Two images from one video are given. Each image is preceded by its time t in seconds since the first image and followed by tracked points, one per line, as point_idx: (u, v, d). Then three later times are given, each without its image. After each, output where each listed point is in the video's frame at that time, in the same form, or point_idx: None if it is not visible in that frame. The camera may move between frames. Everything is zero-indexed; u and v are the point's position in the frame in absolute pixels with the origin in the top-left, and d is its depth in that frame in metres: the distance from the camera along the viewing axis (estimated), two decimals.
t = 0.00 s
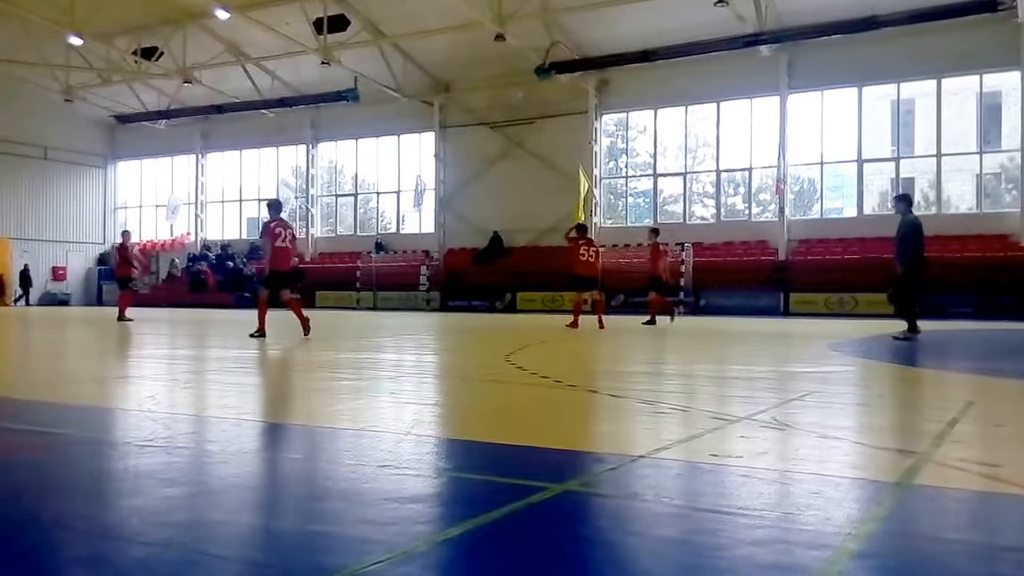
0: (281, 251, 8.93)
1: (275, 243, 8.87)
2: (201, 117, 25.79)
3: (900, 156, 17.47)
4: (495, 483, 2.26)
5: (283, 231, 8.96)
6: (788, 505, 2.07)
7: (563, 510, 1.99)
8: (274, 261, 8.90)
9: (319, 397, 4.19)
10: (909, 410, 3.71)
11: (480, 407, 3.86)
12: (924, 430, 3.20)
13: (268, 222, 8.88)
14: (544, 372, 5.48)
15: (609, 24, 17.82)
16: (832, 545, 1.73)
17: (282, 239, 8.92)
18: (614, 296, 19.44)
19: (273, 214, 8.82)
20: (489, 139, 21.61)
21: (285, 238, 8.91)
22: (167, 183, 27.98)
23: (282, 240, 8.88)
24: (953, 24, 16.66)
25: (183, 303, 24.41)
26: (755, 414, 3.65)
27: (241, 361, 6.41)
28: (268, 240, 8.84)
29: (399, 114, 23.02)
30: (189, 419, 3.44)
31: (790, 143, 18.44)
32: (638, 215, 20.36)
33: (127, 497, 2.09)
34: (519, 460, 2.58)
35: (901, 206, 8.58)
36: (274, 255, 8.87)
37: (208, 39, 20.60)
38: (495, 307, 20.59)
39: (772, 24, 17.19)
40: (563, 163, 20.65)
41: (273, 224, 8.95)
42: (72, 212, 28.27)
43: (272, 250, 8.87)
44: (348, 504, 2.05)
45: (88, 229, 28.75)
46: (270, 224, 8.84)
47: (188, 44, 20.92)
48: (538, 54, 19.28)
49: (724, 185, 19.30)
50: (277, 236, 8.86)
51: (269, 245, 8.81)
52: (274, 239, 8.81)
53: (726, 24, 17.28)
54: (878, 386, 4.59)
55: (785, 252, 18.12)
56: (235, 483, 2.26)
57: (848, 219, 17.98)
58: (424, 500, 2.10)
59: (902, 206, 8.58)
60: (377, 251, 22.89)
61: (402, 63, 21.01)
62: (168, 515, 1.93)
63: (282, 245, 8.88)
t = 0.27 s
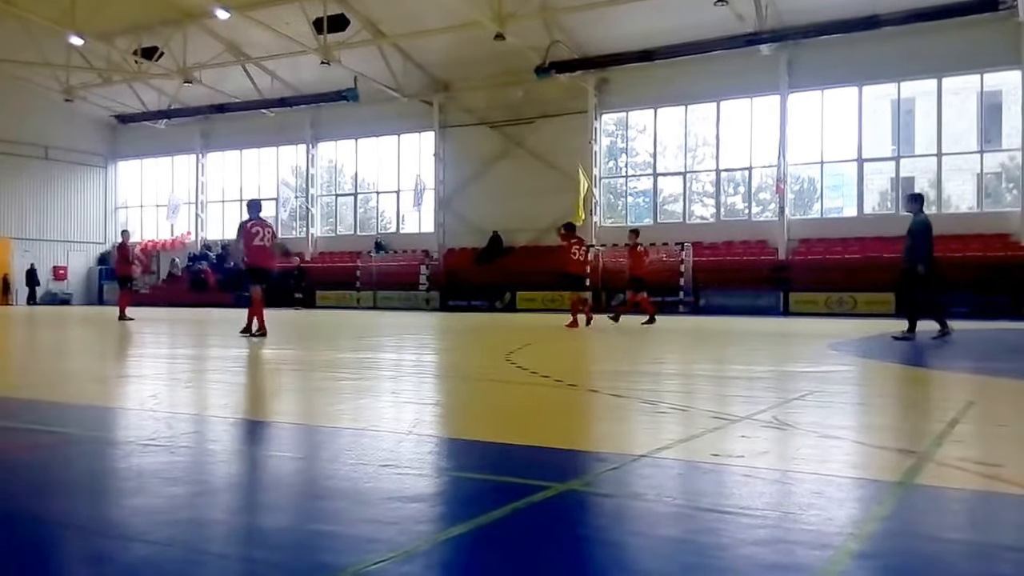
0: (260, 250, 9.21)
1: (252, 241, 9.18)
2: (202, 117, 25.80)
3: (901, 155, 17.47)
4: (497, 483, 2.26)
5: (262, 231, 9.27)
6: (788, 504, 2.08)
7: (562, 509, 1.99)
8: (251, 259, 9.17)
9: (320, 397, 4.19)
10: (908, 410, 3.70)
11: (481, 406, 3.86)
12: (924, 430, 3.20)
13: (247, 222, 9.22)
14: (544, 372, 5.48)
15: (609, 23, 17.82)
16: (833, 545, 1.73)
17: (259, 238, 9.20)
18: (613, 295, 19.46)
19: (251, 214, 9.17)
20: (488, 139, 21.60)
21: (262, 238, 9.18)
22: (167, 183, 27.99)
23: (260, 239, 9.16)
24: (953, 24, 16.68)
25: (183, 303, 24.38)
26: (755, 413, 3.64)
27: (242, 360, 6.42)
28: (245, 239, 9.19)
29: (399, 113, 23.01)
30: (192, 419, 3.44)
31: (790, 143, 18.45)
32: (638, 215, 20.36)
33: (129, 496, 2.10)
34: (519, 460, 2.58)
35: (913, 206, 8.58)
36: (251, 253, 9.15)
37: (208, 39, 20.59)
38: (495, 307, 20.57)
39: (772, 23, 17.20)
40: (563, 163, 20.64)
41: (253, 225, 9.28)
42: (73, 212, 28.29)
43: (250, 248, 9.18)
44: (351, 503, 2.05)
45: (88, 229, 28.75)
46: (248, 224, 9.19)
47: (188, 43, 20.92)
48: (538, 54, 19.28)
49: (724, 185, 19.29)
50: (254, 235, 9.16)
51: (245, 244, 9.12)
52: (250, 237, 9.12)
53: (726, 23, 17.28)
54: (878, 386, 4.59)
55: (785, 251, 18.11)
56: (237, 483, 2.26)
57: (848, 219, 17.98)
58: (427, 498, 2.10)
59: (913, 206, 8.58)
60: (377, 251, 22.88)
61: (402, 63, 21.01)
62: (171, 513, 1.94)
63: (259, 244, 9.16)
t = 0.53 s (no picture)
0: (241, 252, 9.88)
1: (232, 243, 9.85)
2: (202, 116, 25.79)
3: (901, 155, 17.46)
4: (498, 483, 2.26)
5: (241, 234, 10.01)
6: (789, 504, 2.08)
7: (563, 508, 1.99)
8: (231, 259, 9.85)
9: (320, 396, 4.19)
10: (907, 409, 3.70)
11: (481, 406, 3.87)
12: (925, 429, 3.20)
13: (229, 226, 9.93)
14: (544, 372, 5.48)
15: (609, 23, 17.82)
16: (833, 544, 1.74)
17: (239, 240, 9.87)
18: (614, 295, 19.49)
19: (234, 218, 9.88)
20: (489, 139, 21.61)
21: (242, 240, 9.86)
22: (167, 183, 27.99)
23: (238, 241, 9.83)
24: (954, 23, 16.67)
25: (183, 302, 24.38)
26: (756, 413, 3.64)
27: (242, 359, 6.43)
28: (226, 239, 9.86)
29: (400, 113, 23.01)
30: (192, 419, 3.44)
31: (790, 143, 18.45)
32: (638, 215, 20.36)
33: (130, 496, 2.10)
34: (520, 459, 2.58)
35: (925, 206, 8.58)
36: (232, 254, 9.83)
37: (209, 39, 20.60)
38: (495, 306, 20.60)
39: (773, 23, 17.20)
40: (564, 163, 20.65)
41: (236, 229, 9.98)
42: (73, 212, 28.29)
43: (230, 250, 9.85)
44: (352, 502, 2.06)
45: (88, 229, 28.75)
46: (230, 227, 9.89)
47: (188, 43, 20.93)
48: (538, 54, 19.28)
49: (724, 184, 19.28)
50: (234, 237, 9.85)
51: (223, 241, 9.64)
52: (230, 239, 9.81)
53: (726, 23, 17.27)
54: (878, 385, 4.59)
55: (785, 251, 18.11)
56: (238, 483, 2.26)
57: (848, 219, 17.97)
58: (428, 498, 2.11)
59: (925, 206, 8.58)
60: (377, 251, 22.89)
61: (402, 62, 21.01)
62: (171, 514, 1.94)
63: (238, 246, 9.82)
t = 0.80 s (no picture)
0: (225, 252, 9.93)
1: (216, 243, 9.89)
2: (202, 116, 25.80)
3: (900, 155, 17.46)
4: (498, 483, 2.27)
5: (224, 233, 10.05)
6: (790, 503, 2.08)
7: (564, 508, 2.00)
8: (216, 260, 9.89)
9: (321, 396, 4.20)
10: (908, 410, 3.70)
11: (482, 406, 3.87)
12: (925, 429, 3.20)
13: (212, 225, 9.91)
14: (544, 372, 5.48)
15: (609, 23, 17.82)
16: (833, 544, 1.74)
17: (223, 240, 9.92)
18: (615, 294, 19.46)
19: (216, 218, 9.86)
20: (489, 139, 21.61)
21: (226, 241, 9.91)
22: (167, 183, 28.01)
23: (223, 241, 9.88)
24: (953, 23, 16.67)
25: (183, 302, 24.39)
26: (756, 413, 3.65)
27: (241, 359, 6.45)
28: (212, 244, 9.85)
29: (400, 113, 23.02)
30: (192, 419, 3.45)
31: (790, 143, 18.45)
32: (638, 214, 20.36)
33: (131, 496, 2.11)
34: (520, 459, 2.59)
35: (928, 205, 8.60)
36: (216, 255, 9.89)
37: (209, 39, 20.61)
38: (494, 306, 20.53)
39: (773, 23, 17.21)
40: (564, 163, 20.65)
41: (218, 229, 9.98)
42: (73, 212, 28.31)
43: (215, 250, 9.90)
44: (353, 502, 2.06)
45: (89, 228, 28.77)
46: (213, 228, 9.88)
47: (188, 43, 20.93)
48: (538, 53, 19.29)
49: (724, 184, 19.28)
50: (219, 237, 9.89)
51: (212, 246, 9.59)
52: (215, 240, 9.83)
53: (726, 23, 17.28)
54: (879, 385, 4.59)
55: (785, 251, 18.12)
56: (237, 483, 2.27)
57: (848, 219, 17.97)
58: (428, 499, 2.11)
59: (929, 205, 8.59)
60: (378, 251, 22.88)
61: (403, 62, 21.02)
62: (171, 514, 1.94)
63: (223, 246, 9.88)
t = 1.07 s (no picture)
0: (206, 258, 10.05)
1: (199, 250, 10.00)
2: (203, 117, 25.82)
3: (901, 155, 17.46)
4: (498, 483, 2.27)
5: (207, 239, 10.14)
6: (789, 503, 2.09)
7: (564, 508, 2.00)
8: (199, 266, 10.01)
9: (322, 396, 4.21)
10: (908, 409, 3.71)
11: (482, 406, 3.88)
12: (926, 429, 3.20)
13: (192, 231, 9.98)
14: (545, 372, 5.48)
15: (610, 23, 17.83)
16: (832, 543, 1.75)
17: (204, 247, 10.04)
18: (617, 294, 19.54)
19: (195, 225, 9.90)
20: (489, 139, 21.62)
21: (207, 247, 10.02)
22: (168, 183, 28.05)
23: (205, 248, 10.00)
24: (954, 23, 16.66)
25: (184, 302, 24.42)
26: (757, 413, 3.66)
27: (243, 359, 6.47)
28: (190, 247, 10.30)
29: (401, 113, 23.03)
30: (193, 419, 3.46)
31: (790, 143, 18.45)
32: (640, 214, 20.36)
33: (130, 496, 2.12)
34: (520, 459, 2.59)
35: (928, 206, 8.58)
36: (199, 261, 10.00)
37: (210, 39, 20.64)
38: (496, 306, 20.57)
39: (774, 23, 17.23)
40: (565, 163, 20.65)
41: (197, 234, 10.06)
42: (75, 211, 28.36)
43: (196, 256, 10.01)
44: (353, 502, 2.07)
45: (90, 228, 28.82)
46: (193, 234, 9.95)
47: (189, 43, 20.96)
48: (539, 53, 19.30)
49: (725, 184, 19.28)
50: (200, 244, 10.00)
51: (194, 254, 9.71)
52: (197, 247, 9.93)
53: (726, 23, 17.27)
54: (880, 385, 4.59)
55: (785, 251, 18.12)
56: (236, 483, 2.28)
57: (849, 218, 17.97)
58: (429, 499, 2.12)
59: (929, 205, 8.58)
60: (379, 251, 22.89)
61: (404, 62, 21.04)
62: (169, 514, 1.95)
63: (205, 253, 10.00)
